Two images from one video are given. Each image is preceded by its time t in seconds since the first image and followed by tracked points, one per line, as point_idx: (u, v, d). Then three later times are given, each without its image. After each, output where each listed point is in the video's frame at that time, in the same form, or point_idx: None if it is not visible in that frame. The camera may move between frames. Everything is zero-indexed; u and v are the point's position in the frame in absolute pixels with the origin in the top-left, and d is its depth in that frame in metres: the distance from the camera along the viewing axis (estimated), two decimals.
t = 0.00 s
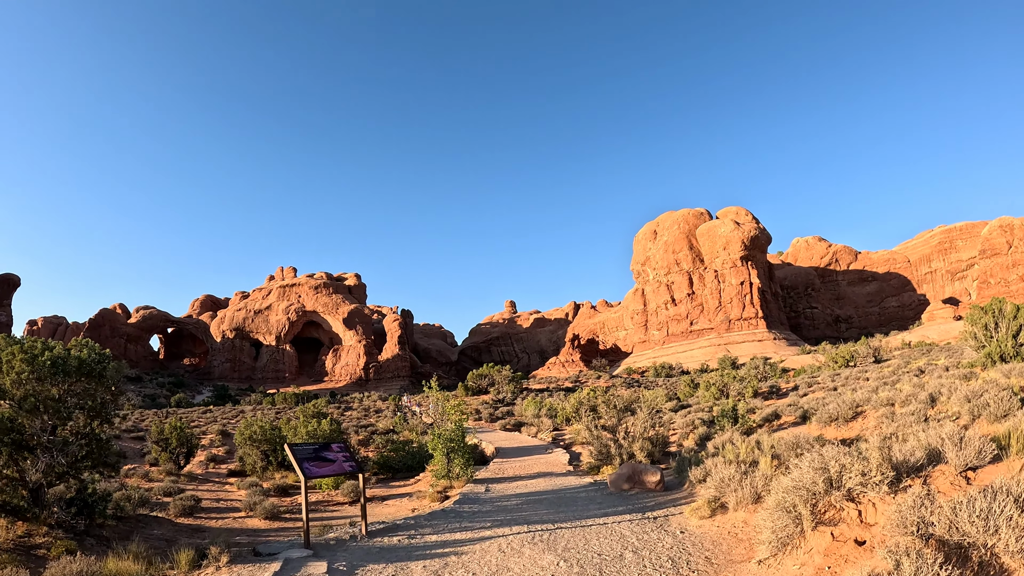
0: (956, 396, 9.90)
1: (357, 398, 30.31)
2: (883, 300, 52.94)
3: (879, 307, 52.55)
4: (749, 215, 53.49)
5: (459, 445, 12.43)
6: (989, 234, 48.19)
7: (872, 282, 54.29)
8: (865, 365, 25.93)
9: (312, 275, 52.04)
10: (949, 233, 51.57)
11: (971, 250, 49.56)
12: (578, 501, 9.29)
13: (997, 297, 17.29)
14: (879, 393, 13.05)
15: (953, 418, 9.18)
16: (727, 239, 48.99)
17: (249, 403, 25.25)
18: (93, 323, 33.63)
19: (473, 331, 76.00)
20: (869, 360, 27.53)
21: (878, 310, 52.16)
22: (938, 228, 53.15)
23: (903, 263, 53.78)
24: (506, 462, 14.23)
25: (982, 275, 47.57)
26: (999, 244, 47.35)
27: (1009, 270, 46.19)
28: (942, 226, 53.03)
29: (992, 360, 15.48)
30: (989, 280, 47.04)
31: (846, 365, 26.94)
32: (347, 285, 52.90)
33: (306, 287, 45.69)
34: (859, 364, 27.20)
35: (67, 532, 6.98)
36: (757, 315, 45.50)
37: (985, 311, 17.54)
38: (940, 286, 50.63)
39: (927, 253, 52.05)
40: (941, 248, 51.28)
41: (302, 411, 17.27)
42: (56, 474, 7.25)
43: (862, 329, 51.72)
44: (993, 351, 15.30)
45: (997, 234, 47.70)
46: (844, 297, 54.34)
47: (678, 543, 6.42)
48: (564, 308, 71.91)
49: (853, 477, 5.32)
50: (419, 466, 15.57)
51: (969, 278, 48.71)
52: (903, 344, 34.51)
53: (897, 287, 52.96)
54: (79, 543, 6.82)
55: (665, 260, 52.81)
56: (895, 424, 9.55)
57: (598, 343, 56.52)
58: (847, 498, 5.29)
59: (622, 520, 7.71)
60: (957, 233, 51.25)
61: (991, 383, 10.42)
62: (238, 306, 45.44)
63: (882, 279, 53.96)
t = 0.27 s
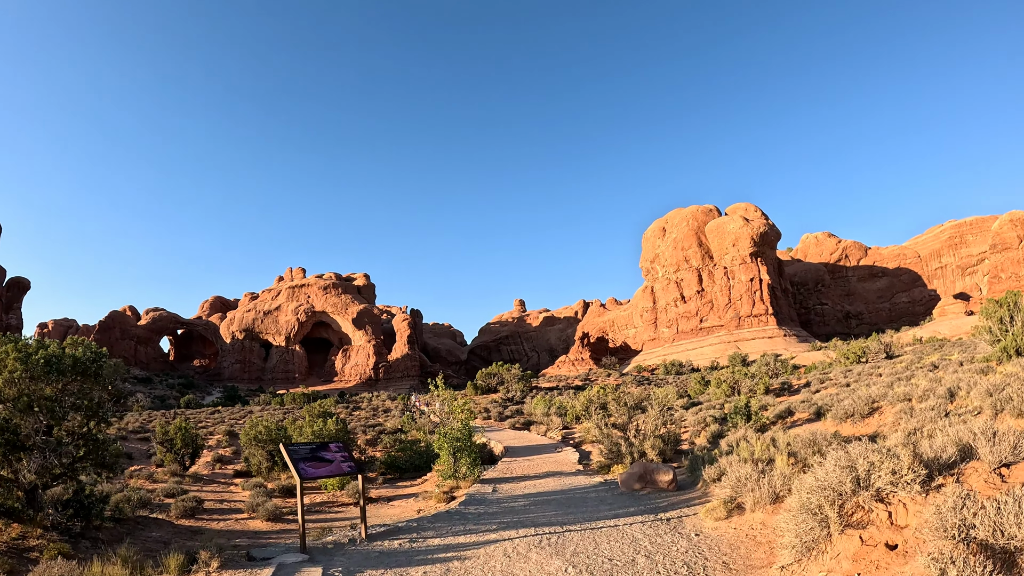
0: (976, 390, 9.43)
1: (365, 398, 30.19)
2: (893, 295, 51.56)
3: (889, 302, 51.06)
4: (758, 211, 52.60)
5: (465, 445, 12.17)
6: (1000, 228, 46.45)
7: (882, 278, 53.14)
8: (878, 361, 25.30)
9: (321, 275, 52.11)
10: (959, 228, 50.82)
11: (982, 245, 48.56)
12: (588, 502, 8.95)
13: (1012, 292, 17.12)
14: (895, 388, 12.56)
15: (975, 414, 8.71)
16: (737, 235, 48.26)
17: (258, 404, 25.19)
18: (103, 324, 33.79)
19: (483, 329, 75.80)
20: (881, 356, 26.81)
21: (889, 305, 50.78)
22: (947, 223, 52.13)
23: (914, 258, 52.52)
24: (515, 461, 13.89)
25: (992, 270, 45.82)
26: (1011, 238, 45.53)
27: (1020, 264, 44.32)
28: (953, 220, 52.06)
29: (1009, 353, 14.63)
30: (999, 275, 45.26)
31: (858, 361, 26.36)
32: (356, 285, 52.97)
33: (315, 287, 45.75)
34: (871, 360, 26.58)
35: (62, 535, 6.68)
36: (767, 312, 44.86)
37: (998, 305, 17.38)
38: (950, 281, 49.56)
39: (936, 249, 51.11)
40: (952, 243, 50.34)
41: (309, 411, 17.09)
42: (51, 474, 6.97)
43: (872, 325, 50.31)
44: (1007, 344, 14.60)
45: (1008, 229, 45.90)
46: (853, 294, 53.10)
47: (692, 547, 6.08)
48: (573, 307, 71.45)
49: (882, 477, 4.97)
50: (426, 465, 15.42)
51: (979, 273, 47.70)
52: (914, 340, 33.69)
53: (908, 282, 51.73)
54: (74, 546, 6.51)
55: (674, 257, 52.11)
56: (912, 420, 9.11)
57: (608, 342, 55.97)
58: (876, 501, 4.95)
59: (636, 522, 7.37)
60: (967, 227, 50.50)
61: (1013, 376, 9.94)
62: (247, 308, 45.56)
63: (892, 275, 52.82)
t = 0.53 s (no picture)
0: (1004, 386, 8.89)
1: (376, 398, 30.08)
2: (908, 292, 50.08)
3: (904, 299, 49.63)
4: (771, 208, 51.63)
5: (475, 445, 11.88)
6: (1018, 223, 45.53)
7: (896, 274, 51.55)
8: (894, 358, 24.58)
9: (333, 275, 52.32)
10: (972, 223, 49.35)
11: (996, 240, 47.16)
12: (602, 505, 8.58)
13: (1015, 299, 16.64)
14: (915, 383, 12.00)
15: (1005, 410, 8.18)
16: (749, 233, 47.54)
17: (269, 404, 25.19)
18: (117, 326, 34.12)
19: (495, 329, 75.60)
20: (898, 353, 25.97)
21: (903, 302, 49.34)
22: (960, 218, 50.58)
23: (927, 254, 51.13)
24: (526, 461, 13.52)
25: (1008, 265, 45.05)
26: None
27: None
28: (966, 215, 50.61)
29: None
30: (1017, 270, 44.43)
31: (874, 358, 25.62)
32: (368, 285, 53.08)
33: (327, 288, 45.87)
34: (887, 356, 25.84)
35: (60, 539, 6.45)
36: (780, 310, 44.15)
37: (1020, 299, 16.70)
38: (965, 277, 48.09)
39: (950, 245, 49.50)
40: (966, 239, 48.83)
41: (317, 412, 16.97)
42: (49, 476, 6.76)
43: (886, 322, 48.89)
44: None
45: None
46: (867, 291, 51.63)
47: (713, 555, 5.71)
48: (585, 305, 70.86)
49: (921, 480, 4.59)
50: (436, 466, 15.18)
51: (994, 269, 46.37)
52: (929, 336, 32.75)
53: (922, 278, 50.21)
54: (71, 550, 6.28)
55: (687, 255, 51.39)
56: (938, 416, 8.63)
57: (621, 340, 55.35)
58: (913, 506, 4.58)
59: (652, 527, 7.01)
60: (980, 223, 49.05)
61: None
62: (259, 309, 45.80)
63: (906, 271, 51.30)
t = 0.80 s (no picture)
0: None
1: (387, 397, 30.03)
2: (922, 288, 48.83)
3: (918, 295, 48.41)
4: (784, 205, 50.59)
5: (484, 445, 11.61)
6: None
7: (911, 270, 50.06)
8: (911, 354, 23.77)
9: (345, 275, 52.52)
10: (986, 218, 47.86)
11: (1011, 235, 45.69)
12: (614, 507, 8.24)
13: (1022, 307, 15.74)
14: (936, 379, 11.45)
15: None
16: (762, 229, 46.60)
17: (281, 403, 25.24)
18: (131, 327, 34.51)
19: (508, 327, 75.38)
20: (914, 349, 25.19)
21: (917, 298, 48.14)
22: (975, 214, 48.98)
23: (942, 249, 49.56)
24: (537, 460, 13.16)
25: None
26: None
27: None
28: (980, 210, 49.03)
29: None
30: None
31: (890, 355, 24.76)
32: (380, 284, 53.18)
33: (339, 287, 45.97)
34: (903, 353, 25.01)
35: (55, 540, 6.23)
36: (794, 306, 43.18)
37: None
38: (979, 273, 46.76)
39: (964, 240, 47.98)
40: (980, 234, 47.40)
41: (326, 410, 16.85)
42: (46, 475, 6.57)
43: (900, 318, 47.80)
44: None
45: None
46: (881, 287, 50.34)
47: (732, 563, 5.35)
48: (598, 303, 70.25)
49: (959, 485, 4.20)
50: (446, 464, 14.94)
51: (1009, 264, 45.03)
52: (945, 332, 31.72)
53: (937, 274, 48.78)
54: (68, 551, 6.06)
55: (699, 251, 50.57)
56: (967, 412, 8.11)
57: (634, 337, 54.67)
58: (948, 512, 4.20)
59: (665, 532, 6.66)
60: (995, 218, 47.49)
61: None
62: (272, 308, 46.05)
63: (921, 267, 49.88)
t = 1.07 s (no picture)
0: None
1: (400, 393, 30.00)
2: (939, 282, 47.09)
3: (935, 290, 46.74)
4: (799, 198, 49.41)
5: (493, 441, 11.31)
6: None
7: (927, 264, 48.45)
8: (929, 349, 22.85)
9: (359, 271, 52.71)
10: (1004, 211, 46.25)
11: None
12: (627, 507, 7.89)
13: None
14: (959, 374, 10.84)
15: None
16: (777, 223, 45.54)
17: (295, 399, 25.33)
18: (147, 324, 34.99)
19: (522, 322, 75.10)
20: (932, 345, 24.23)
21: (934, 292, 46.44)
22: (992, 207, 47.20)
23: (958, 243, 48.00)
24: (549, 457, 12.80)
25: None
26: None
27: None
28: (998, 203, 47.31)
29: None
30: None
31: (907, 349, 23.84)
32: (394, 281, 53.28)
33: (354, 283, 46.11)
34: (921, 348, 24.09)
35: (54, 538, 6.04)
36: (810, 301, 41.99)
37: None
38: (996, 267, 45.17)
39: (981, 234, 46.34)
40: (997, 228, 45.82)
41: (336, 406, 16.75)
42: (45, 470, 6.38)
43: (916, 313, 46.12)
44: None
45: None
46: (898, 281, 48.55)
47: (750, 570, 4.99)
48: (613, 298, 69.52)
49: (1003, 490, 3.80)
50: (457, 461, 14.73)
51: None
52: (963, 327, 30.52)
53: (954, 268, 47.13)
54: (66, 549, 5.87)
55: (714, 246, 49.62)
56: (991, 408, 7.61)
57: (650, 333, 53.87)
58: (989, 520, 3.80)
59: (680, 536, 6.29)
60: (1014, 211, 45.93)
61: None
62: (287, 305, 46.42)
63: (938, 262, 48.19)
